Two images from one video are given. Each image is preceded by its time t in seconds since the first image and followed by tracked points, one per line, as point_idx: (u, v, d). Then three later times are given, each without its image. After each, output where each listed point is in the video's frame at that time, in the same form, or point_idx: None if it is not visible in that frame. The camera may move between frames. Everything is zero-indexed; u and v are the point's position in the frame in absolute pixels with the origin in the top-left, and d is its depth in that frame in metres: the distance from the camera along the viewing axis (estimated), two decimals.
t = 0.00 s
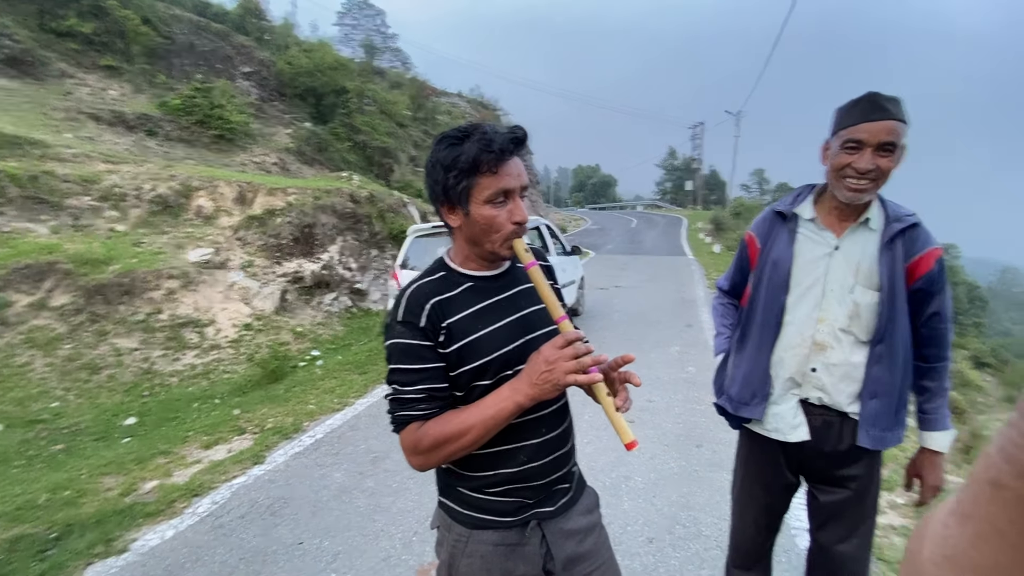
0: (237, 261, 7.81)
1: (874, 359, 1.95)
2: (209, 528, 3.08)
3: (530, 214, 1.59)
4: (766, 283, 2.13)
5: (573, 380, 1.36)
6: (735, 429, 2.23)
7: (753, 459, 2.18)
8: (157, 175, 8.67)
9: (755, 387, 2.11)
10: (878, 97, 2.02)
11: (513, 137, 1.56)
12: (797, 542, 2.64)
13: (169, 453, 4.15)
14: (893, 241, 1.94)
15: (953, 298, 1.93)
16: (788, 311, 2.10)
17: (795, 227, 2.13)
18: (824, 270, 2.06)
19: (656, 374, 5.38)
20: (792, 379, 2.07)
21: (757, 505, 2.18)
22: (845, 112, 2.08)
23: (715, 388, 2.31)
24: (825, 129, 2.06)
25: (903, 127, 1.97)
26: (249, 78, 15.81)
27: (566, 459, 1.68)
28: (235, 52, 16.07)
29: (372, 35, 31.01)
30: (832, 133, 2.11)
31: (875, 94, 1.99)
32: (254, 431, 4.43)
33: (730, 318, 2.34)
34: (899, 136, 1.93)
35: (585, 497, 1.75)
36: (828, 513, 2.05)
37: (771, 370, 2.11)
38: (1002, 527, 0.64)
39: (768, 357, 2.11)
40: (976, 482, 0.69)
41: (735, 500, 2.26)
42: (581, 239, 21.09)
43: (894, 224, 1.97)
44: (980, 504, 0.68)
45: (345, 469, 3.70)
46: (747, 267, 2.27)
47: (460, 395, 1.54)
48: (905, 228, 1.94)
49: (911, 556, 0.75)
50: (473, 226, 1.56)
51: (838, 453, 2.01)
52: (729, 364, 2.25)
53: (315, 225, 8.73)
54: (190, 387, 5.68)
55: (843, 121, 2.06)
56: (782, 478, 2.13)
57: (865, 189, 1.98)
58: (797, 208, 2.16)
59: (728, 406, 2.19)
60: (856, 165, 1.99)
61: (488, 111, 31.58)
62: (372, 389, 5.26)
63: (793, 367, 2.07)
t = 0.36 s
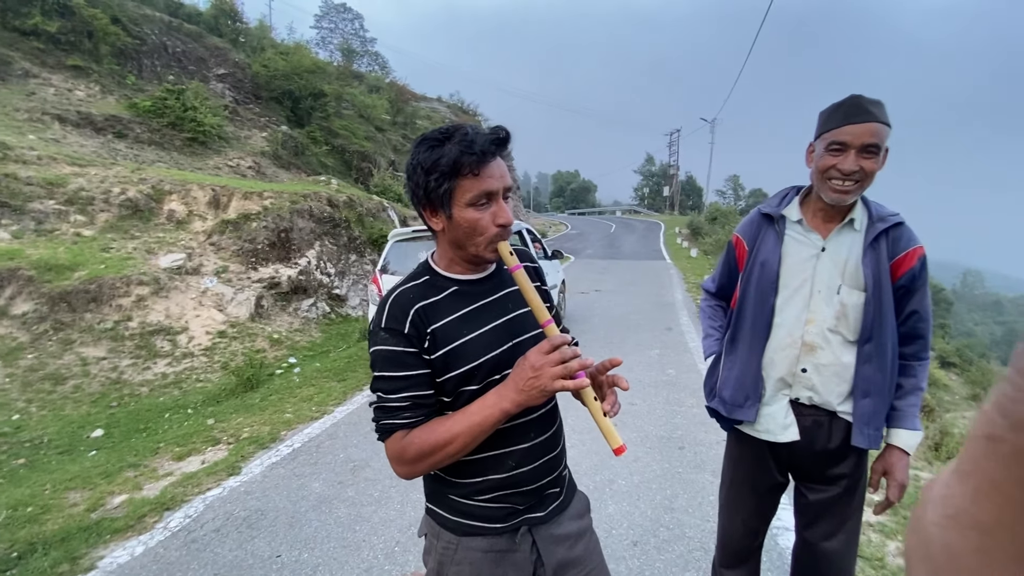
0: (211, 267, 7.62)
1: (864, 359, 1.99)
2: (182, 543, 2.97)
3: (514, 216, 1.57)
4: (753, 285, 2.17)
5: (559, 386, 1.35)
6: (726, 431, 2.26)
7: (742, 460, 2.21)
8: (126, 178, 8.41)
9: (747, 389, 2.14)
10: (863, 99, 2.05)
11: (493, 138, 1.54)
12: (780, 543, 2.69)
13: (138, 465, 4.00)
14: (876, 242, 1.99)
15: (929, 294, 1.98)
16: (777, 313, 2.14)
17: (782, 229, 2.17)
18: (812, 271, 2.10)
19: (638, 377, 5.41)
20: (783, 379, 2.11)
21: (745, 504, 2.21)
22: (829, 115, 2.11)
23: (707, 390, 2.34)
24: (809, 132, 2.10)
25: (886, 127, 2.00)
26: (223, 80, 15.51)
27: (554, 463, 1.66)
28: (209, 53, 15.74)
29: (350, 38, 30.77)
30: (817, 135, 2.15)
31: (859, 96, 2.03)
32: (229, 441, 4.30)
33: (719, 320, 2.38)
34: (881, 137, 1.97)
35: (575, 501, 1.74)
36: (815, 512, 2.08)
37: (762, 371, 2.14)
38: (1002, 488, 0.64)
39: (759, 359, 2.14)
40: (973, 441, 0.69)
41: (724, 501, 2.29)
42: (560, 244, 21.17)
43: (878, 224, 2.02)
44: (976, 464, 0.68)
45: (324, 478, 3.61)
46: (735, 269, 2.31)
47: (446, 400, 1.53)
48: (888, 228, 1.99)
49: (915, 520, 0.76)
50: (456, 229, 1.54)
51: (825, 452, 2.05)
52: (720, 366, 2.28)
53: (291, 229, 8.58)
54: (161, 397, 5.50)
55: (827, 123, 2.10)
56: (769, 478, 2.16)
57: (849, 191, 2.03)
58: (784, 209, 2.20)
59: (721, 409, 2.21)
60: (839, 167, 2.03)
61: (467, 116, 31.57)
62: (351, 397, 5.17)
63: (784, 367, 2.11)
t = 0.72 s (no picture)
0: (173, 265, 7.30)
1: (841, 354, 2.00)
2: (142, 558, 2.81)
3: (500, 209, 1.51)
4: (733, 282, 2.17)
5: (551, 391, 1.30)
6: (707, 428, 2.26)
7: (724, 457, 2.21)
8: (80, 173, 7.99)
9: (727, 384, 2.15)
10: (816, 97, 2.10)
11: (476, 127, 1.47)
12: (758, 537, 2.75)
13: (95, 476, 3.79)
14: (851, 237, 2.00)
15: (905, 292, 1.99)
16: (755, 308, 2.14)
17: (760, 226, 2.18)
18: (789, 267, 2.11)
19: (615, 373, 5.42)
20: (763, 375, 2.12)
21: (727, 502, 2.22)
22: (790, 116, 2.16)
23: (688, 387, 2.34)
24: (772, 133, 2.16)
25: (844, 120, 2.03)
26: (185, 71, 14.92)
27: (540, 471, 1.61)
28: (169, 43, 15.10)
29: (319, 31, 30.07)
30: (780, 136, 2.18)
31: (811, 94, 2.08)
32: (193, 448, 4.12)
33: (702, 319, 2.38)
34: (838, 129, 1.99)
35: (561, 508, 1.69)
36: (797, 509, 2.09)
37: (741, 367, 2.16)
38: (970, 480, 0.61)
39: (739, 355, 2.15)
40: (944, 436, 0.65)
41: (705, 499, 2.29)
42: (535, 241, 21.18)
43: (852, 219, 2.02)
44: (949, 457, 0.64)
45: (294, 485, 3.48)
46: (716, 267, 2.32)
47: (428, 408, 1.46)
48: (863, 224, 2.00)
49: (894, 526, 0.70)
50: (438, 223, 1.46)
51: (804, 448, 2.07)
52: (701, 363, 2.29)
53: (259, 226, 8.30)
54: (120, 403, 5.23)
55: (788, 124, 2.15)
56: (750, 477, 2.17)
57: (816, 185, 2.04)
58: (761, 207, 2.21)
59: (701, 405, 2.21)
60: (802, 162, 2.06)
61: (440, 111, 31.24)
62: (323, 399, 5.02)
63: (763, 362, 2.12)
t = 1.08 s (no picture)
0: (114, 268, 6.87)
1: (795, 349, 2.05)
2: None
3: (504, 220, 1.47)
4: (692, 282, 2.21)
5: (556, 418, 1.30)
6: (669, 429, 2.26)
7: (691, 458, 2.22)
8: (7, 169, 7.39)
9: (687, 382, 2.18)
10: (755, 106, 2.19)
11: (484, 131, 1.41)
12: (722, 532, 2.83)
13: (26, 498, 3.49)
14: (801, 237, 2.06)
15: (852, 292, 2.05)
16: (713, 306, 2.18)
17: (716, 228, 2.22)
18: (744, 266, 2.15)
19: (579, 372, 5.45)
20: (723, 372, 2.15)
21: (691, 501, 2.24)
22: (735, 126, 2.26)
23: (649, 387, 2.36)
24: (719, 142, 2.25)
25: (781, 126, 2.12)
26: (127, 61, 14.07)
27: (524, 485, 1.59)
28: (108, 31, 14.20)
29: (272, 23, 29.03)
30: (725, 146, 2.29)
31: (748, 105, 2.18)
32: (138, 463, 3.86)
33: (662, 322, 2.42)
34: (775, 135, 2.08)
35: (538, 517, 1.67)
36: (760, 507, 2.12)
37: (701, 366, 2.18)
38: None
39: (699, 353, 2.18)
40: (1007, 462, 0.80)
41: (671, 500, 2.30)
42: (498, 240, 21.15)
43: (801, 219, 2.08)
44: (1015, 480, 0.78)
45: (249, 499, 3.32)
46: (676, 268, 2.36)
47: (414, 431, 1.41)
48: (811, 224, 2.05)
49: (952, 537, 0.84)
50: (437, 233, 1.40)
51: (766, 447, 2.10)
52: (662, 362, 2.32)
53: (208, 226, 7.90)
54: (56, 417, 4.86)
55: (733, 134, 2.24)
56: (716, 478, 2.19)
57: (759, 188, 2.12)
58: (716, 208, 2.26)
59: (662, 403, 2.23)
60: (743, 167, 2.14)
61: (399, 108, 30.70)
62: (280, 406, 4.83)
63: (722, 359, 2.15)
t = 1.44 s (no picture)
0: (68, 270, 6.53)
1: (761, 341, 2.07)
2: None
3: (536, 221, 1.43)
4: (662, 278, 2.24)
5: (583, 420, 1.33)
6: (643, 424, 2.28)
7: (666, 454, 2.24)
8: None
9: (657, 377, 2.20)
10: (717, 105, 2.21)
11: (527, 130, 1.37)
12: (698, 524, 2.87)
13: None
14: (766, 230, 2.07)
15: (815, 283, 2.08)
16: (683, 302, 2.21)
17: (684, 225, 2.25)
18: (712, 261, 2.18)
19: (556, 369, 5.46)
20: (693, 366, 2.18)
21: (667, 497, 2.25)
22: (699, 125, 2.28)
23: (623, 383, 2.38)
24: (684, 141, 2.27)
25: (743, 124, 2.14)
26: (79, 53, 13.37)
27: (528, 487, 1.62)
28: (58, 21, 13.46)
29: (234, 15, 28.10)
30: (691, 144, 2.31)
31: (710, 103, 2.21)
32: (97, 475, 3.67)
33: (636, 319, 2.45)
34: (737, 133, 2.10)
35: (535, 518, 1.72)
36: (733, 500, 2.14)
37: (672, 360, 2.21)
38: None
39: (669, 348, 2.20)
40: None
41: (647, 496, 2.31)
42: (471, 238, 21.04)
43: (767, 213, 2.10)
44: None
45: (217, 508, 3.19)
46: (647, 266, 2.38)
47: (431, 438, 1.36)
48: (776, 217, 2.07)
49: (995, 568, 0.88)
50: (469, 231, 1.34)
51: (736, 440, 2.12)
52: (634, 358, 2.34)
53: (169, 225, 7.57)
54: (6, 429, 4.59)
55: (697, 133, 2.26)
56: (690, 474, 2.21)
57: (723, 185, 2.13)
58: (684, 206, 2.29)
59: (634, 399, 2.25)
60: (707, 165, 2.17)
61: (369, 103, 30.17)
62: (248, 411, 4.67)
63: (692, 354, 2.18)
